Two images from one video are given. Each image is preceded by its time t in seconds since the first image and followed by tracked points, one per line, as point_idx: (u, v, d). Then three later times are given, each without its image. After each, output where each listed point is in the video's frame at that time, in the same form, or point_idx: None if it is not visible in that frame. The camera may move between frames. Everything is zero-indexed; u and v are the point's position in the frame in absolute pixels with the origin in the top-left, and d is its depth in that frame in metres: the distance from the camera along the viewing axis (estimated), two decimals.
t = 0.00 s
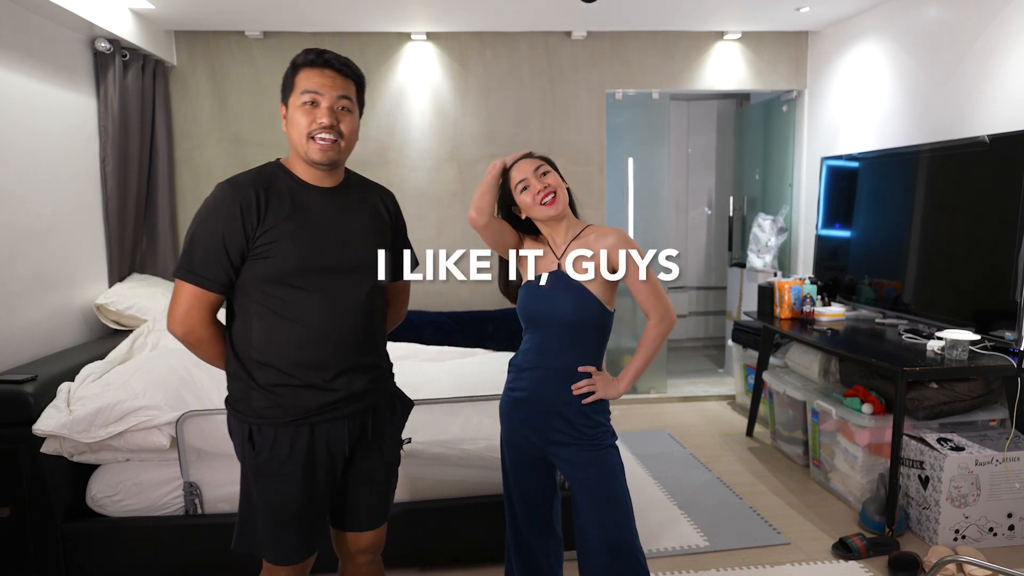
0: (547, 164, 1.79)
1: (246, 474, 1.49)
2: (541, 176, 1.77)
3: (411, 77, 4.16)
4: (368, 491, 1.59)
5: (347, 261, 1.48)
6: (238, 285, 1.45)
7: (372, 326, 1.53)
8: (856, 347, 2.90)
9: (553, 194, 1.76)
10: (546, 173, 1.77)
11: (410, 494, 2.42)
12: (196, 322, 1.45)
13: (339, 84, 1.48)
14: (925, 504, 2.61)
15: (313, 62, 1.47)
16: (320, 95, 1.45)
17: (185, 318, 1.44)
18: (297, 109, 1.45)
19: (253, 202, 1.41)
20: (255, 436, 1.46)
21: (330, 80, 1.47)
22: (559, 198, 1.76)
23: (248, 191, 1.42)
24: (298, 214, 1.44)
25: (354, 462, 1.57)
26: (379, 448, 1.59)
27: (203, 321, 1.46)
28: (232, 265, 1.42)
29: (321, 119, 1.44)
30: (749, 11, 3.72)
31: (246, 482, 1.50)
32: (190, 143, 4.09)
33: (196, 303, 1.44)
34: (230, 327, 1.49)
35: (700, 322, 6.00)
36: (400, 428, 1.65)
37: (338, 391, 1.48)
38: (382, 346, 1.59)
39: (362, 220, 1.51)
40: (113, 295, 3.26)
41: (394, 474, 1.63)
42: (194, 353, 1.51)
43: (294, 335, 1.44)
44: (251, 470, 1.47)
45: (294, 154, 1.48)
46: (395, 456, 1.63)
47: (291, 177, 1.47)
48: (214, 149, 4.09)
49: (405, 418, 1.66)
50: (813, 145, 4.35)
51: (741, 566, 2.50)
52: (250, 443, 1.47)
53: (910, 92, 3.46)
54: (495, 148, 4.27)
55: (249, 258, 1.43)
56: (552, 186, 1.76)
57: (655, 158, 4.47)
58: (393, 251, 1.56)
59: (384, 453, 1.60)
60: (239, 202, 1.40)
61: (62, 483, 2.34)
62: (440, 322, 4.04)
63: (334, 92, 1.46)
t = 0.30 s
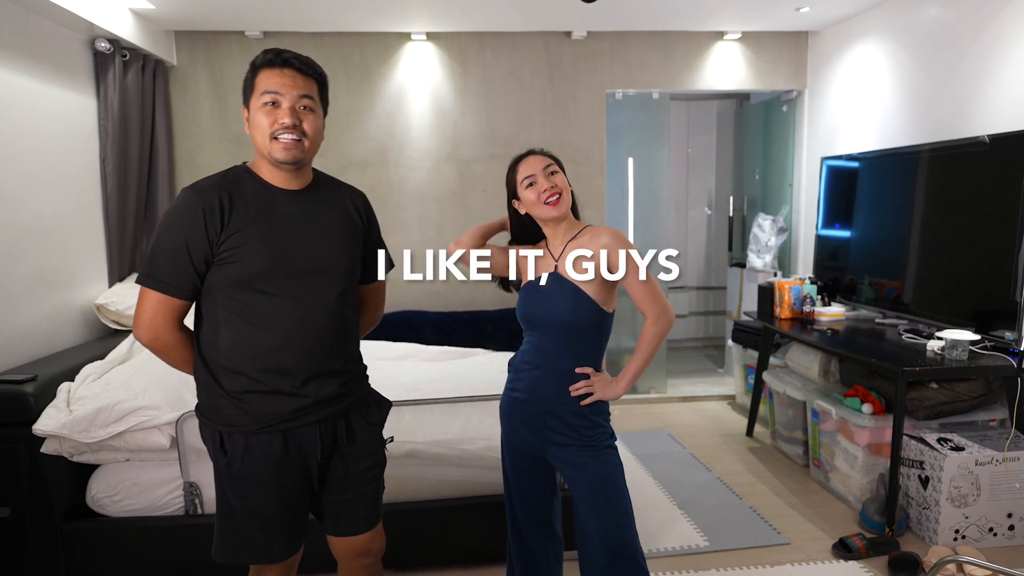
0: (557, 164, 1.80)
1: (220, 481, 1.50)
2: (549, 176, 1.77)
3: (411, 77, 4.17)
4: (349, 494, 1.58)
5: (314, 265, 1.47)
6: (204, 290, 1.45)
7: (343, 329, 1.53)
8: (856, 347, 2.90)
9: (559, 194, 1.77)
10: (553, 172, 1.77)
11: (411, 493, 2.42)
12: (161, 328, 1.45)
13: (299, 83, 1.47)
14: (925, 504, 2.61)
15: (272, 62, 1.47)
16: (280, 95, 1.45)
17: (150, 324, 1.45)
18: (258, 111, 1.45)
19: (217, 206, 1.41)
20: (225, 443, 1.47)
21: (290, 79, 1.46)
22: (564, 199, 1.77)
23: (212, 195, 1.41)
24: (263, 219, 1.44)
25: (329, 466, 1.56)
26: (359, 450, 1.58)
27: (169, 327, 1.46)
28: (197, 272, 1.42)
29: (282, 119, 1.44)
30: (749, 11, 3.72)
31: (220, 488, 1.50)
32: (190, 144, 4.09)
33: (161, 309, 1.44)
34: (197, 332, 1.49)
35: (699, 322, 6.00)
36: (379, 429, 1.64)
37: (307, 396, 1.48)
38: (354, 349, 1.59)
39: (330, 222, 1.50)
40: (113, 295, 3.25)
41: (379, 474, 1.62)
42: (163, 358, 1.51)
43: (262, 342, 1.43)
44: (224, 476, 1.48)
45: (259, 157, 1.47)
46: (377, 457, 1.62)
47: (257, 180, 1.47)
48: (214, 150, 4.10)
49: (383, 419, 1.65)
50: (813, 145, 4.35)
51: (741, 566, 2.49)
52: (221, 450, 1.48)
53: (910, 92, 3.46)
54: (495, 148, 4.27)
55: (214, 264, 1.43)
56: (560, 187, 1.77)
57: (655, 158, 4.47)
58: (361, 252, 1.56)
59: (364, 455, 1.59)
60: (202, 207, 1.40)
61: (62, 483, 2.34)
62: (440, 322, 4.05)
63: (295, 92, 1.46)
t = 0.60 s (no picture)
0: (564, 166, 1.80)
1: (206, 485, 1.50)
2: (555, 177, 1.77)
3: (411, 77, 4.17)
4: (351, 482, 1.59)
5: (296, 270, 1.47)
6: (185, 297, 1.44)
7: (326, 333, 1.53)
8: (856, 347, 2.90)
9: (560, 198, 1.78)
10: (560, 175, 1.78)
11: (411, 494, 2.42)
12: (142, 335, 1.45)
13: (279, 87, 1.47)
14: (925, 504, 2.61)
15: (252, 66, 1.47)
16: (261, 99, 1.45)
17: (131, 331, 1.45)
18: (239, 115, 1.45)
19: (197, 214, 1.40)
20: (209, 448, 1.48)
21: (270, 83, 1.47)
22: (565, 203, 1.79)
23: (192, 203, 1.40)
24: (244, 226, 1.43)
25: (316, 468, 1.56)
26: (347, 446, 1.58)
27: (149, 334, 1.46)
28: (177, 279, 1.42)
29: (264, 124, 1.44)
30: (749, 11, 3.72)
31: (205, 492, 1.51)
32: (190, 144, 4.09)
33: (142, 316, 1.44)
34: (178, 338, 1.49)
35: (699, 322, 6.00)
36: (370, 426, 1.63)
37: (291, 401, 1.48)
38: (337, 350, 1.59)
39: (312, 226, 1.50)
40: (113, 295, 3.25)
41: (378, 462, 1.63)
42: (144, 364, 1.52)
43: (244, 348, 1.43)
44: (209, 481, 1.49)
45: (238, 160, 1.47)
46: (373, 449, 1.62)
47: (237, 185, 1.46)
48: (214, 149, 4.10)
49: (371, 416, 1.63)
50: (813, 145, 4.35)
51: (741, 566, 2.50)
52: (205, 454, 1.48)
53: (910, 92, 3.46)
54: (495, 148, 4.27)
55: (195, 272, 1.42)
56: (565, 191, 1.78)
57: (655, 158, 4.47)
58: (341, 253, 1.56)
59: (355, 449, 1.60)
60: (182, 215, 1.39)
61: (62, 483, 2.34)
62: (440, 322, 4.04)
63: (276, 96, 1.46)
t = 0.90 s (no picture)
0: (562, 167, 1.81)
1: (204, 484, 1.50)
2: (553, 176, 1.77)
3: (411, 77, 4.17)
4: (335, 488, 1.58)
5: (295, 272, 1.47)
6: (184, 298, 1.45)
7: (324, 334, 1.53)
8: (856, 347, 2.90)
9: (555, 196, 1.77)
10: (558, 174, 1.78)
11: (411, 494, 2.42)
12: (141, 336, 1.45)
13: (275, 86, 1.47)
14: (925, 504, 2.61)
15: (247, 66, 1.46)
16: (258, 99, 1.45)
17: (130, 332, 1.45)
18: (236, 116, 1.45)
19: (195, 217, 1.40)
20: (208, 446, 1.48)
21: (266, 82, 1.46)
22: (561, 201, 1.78)
23: (190, 206, 1.40)
24: (242, 228, 1.43)
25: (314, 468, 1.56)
26: (343, 448, 1.59)
27: (150, 335, 1.46)
28: (176, 281, 1.42)
29: (262, 123, 1.44)
30: (749, 11, 3.72)
31: (203, 490, 1.51)
32: (190, 144, 4.09)
33: (141, 317, 1.44)
34: (176, 338, 1.49)
35: (700, 322, 6.00)
36: (361, 430, 1.64)
37: (289, 400, 1.49)
38: (334, 351, 1.59)
39: (310, 227, 1.50)
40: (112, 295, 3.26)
41: (363, 470, 1.64)
42: (143, 364, 1.52)
43: (242, 350, 1.43)
44: (208, 480, 1.49)
45: (237, 161, 1.47)
46: (360, 455, 1.62)
47: (234, 186, 1.46)
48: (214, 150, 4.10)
49: (364, 420, 1.65)
50: (813, 145, 4.35)
51: (741, 566, 2.49)
52: (204, 453, 1.49)
53: (910, 92, 3.46)
54: (495, 148, 4.27)
55: (193, 273, 1.42)
56: (560, 189, 1.77)
57: (655, 158, 4.47)
58: (340, 254, 1.56)
59: (347, 452, 1.60)
60: (180, 218, 1.38)
61: (62, 483, 2.34)
62: (440, 322, 4.04)
63: (272, 95, 1.46)
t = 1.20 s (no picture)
0: (565, 153, 1.78)
1: (202, 486, 1.50)
2: (551, 161, 1.75)
3: (410, 77, 4.17)
4: (333, 488, 1.59)
5: (292, 272, 1.47)
6: (179, 298, 1.44)
7: (321, 333, 1.53)
8: (856, 347, 2.90)
9: (551, 182, 1.74)
10: (557, 160, 1.76)
11: (411, 494, 2.42)
12: (136, 337, 1.45)
13: (275, 86, 1.47)
14: (925, 504, 2.61)
15: (246, 66, 1.46)
16: (258, 99, 1.45)
17: (125, 332, 1.45)
18: (234, 115, 1.44)
19: (191, 216, 1.39)
20: (206, 447, 1.48)
21: (266, 82, 1.46)
22: (557, 187, 1.75)
23: (185, 204, 1.40)
24: (238, 227, 1.43)
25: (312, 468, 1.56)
26: (342, 449, 1.59)
27: (145, 336, 1.46)
28: (171, 281, 1.42)
29: (261, 123, 1.44)
30: (749, 11, 3.73)
31: (201, 492, 1.51)
32: (190, 144, 4.09)
33: (136, 319, 1.44)
34: (172, 339, 1.49)
35: (699, 322, 6.00)
36: (358, 429, 1.64)
37: (287, 400, 1.49)
38: (330, 351, 1.59)
39: (306, 226, 1.50)
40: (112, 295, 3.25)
41: (360, 471, 1.64)
42: (138, 364, 1.52)
43: (239, 349, 1.43)
44: (206, 480, 1.49)
45: (234, 160, 1.46)
46: (357, 455, 1.63)
47: (230, 185, 1.46)
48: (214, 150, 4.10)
49: (361, 419, 1.65)
50: (813, 145, 4.35)
51: (741, 566, 2.49)
52: (202, 454, 1.48)
53: (910, 92, 3.46)
54: (495, 148, 4.27)
55: (189, 273, 1.42)
56: (557, 175, 1.75)
57: (655, 158, 4.47)
58: (337, 252, 1.57)
59: (346, 452, 1.60)
60: (176, 218, 1.38)
61: (62, 483, 2.34)
62: (441, 322, 4.04)
63: (272, 95, 1.46)
